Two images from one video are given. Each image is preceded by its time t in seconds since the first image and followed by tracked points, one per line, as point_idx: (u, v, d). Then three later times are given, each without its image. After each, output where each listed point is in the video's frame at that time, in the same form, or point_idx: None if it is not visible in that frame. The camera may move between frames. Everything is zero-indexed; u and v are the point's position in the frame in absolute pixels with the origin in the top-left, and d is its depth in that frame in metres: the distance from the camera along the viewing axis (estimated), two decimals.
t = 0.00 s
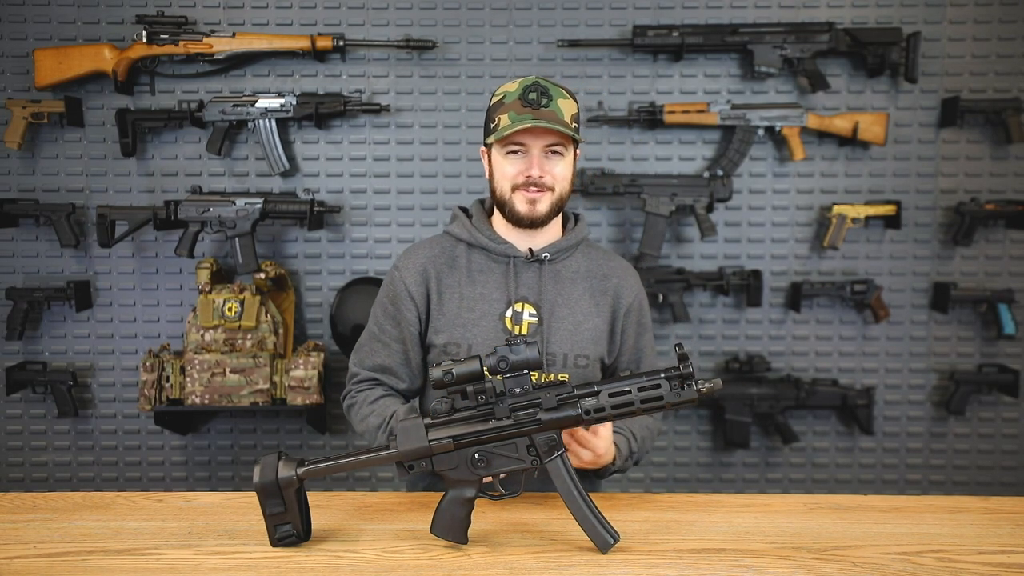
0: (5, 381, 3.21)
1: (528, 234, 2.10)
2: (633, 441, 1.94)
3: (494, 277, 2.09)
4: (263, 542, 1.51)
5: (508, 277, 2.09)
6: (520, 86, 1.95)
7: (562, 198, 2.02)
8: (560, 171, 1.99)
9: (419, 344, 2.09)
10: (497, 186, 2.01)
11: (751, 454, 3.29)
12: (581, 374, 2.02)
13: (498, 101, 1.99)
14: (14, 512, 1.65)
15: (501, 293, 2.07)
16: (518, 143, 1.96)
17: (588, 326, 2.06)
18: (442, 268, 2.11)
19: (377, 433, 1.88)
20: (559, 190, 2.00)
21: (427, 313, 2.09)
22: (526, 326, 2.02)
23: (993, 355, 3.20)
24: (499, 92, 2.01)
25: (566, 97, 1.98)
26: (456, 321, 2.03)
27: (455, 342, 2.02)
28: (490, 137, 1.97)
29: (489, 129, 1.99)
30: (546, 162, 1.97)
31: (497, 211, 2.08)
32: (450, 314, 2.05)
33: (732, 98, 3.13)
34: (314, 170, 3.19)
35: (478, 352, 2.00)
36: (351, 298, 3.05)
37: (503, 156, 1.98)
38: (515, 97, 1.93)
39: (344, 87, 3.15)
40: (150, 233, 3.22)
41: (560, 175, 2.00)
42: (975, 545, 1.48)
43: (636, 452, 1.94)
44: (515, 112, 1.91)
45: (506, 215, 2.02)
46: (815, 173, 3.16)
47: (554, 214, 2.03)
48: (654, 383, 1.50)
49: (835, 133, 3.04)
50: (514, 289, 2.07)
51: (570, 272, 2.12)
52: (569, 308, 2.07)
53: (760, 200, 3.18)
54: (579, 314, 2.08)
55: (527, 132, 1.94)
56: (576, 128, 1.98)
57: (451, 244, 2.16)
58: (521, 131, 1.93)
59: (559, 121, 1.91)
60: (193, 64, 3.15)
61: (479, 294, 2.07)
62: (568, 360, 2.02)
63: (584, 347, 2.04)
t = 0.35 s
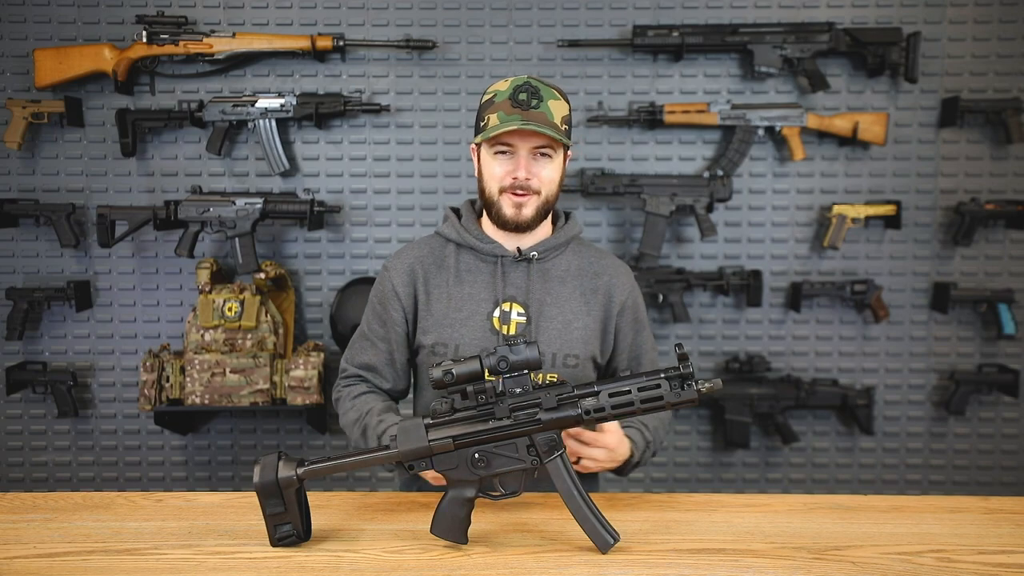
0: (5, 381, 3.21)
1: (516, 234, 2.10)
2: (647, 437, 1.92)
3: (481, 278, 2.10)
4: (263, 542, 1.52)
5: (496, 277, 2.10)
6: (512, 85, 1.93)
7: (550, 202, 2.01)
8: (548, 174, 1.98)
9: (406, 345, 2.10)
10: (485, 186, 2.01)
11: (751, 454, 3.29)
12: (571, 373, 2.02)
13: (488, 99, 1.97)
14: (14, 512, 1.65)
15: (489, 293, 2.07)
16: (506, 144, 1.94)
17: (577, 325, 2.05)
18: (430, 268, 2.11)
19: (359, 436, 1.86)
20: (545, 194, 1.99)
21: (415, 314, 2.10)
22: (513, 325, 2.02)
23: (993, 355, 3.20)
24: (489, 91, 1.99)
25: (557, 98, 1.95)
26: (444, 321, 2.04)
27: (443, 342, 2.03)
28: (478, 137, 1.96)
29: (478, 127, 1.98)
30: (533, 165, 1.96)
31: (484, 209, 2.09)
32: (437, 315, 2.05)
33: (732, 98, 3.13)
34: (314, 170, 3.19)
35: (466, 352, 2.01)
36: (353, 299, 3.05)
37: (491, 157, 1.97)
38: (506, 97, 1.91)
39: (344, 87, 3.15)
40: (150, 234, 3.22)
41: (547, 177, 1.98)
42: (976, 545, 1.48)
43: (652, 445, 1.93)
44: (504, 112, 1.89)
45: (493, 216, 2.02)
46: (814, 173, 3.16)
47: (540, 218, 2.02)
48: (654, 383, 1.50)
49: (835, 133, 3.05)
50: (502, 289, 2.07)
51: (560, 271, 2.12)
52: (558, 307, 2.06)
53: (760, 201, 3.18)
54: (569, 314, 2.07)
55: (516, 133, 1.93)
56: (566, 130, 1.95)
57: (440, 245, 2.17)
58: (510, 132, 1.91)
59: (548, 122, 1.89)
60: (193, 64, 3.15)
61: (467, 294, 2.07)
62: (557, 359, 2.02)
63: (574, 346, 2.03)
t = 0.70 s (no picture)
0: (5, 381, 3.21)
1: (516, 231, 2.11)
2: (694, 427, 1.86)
3: (478, 275, 2.10)
4: (263, 542, 1.51)
5: (492, 275, 2.10)
6: (534, 83, 1.92)
7: (557, 202, 2.03)
8: (559, 173, 2.00)
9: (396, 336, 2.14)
10: (496, 178, 2.00)
11: (751, 454, 3.29)
12: (567, 371, 2.01)
13: (508, 94, 1.95)
14: (14, 512, 1.65)
15: (485, 290, 2.07)
16: (522, 139, 1.94)
17: (575, 323, 2.05)
18: (428, 264, 2.13)
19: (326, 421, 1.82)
20: (555, 192, 2.00)
21: (411, 308, 2.13)
22: (510, 323, 2.01)
23: (993, 355, 3.20)
24: (511, 85, 1.98)
25: (577, 102, 1.95)
26: (440, 317, 2.05)
27: (439, 339, 2.03)
28: (495, 128, 1.94)
29: (494, 120, 1.97)
30: (546, 162, 1.97)
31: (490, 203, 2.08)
32: (434, 311, 2.06)
33: (732, 98, 3.13)
34: (314, 170, 3.19)
35: (462, 350, 2.01)
36: (353, 299, 3.05)
37: (506, 150, 1.97)
38: (528, 94, 1.91)
39: (344, 87, 3.15)
40: (150, 233, 3.22)
41: (558, 177, 2.00)
42: (976, 545, 1.48)
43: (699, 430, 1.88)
44: (525, 109, 1.89)
45: (499, 210, 2.02)
46: (814, 173, 3.16)
47: (546, 216, 2.03)
48: (654, 383, 1.50)
49: (835, 133, 3.05)
50: (498, 287, 2.07)
51: (559, 268, 2.12)
52: (556, 305, 2.06)
53: (760, 200, 3.18)
54: (568, 311, 2.07)
55: (534, 129, 1.93)
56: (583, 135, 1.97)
57: (441, 241, 2.19)
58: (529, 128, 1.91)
59: (568, 124, 1.89)
60: (193, 64, 3.15)
61: (463, 291, 2.08)
62: (552, 357, 2.02)
63: (571, 344, 2.03)
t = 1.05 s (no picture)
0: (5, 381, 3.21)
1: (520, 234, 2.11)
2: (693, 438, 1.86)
3: (482, 277, 2.10)
4: (263, 542, 1.51)
5: (495, 276, 2.10)
6: (520, 82, 1.93)
7: (556, 201, 2.01)
8: (553, 171, 1.98)
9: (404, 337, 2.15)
10: (491, 183, 2.01)
11: (751, 454, 3.28)
12: (569, 374, 2.01)
13: (496, 97, 1.97)
14: (14, 512, 1.65)
15: (488, 291, 2.07)
16: (512, 140, 1.95)
17: (579, 326, 2.05)
18: (433, 265, 2.14)
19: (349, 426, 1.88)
20: (552, 191, 1.99)
21: (416, 309, 2.13)
22: (513, 325, 2.01)
23: (993, 355, 3.20)
24: (498, 88, 2.00)
25: (565, 96, 1.96)
26: (445, 318, 2.05)
27: (442, 340, 2.04)
28: (485, 133, 1.96)
29: (485, 124, 1.99)
30: (539, 160, 1.96)
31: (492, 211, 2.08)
32: (438, 312, 2.07)
33: (732, 98, 3.13)
34: (314, 170, 3.19)
35: (464, 351, 2.02)
36: (352, 298, 3.05)
37: (497, 153, 1.97)
38: (513, 94, 1.92)
39: (344, 87, 3.15)
40: (150, 233, 3.22)
41: (554, 176, 1.99)
42: (976, 545, 1.48)
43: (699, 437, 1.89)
44: (511, 108, 1.89)
45: (498, 214, 2.02)
46: (815, 173, 3.16)
47: (547, 217, 2.01)
48: (654, 383, 1.50)
49: (835, 133, 3.05)
50: (502, 289, 2.07)
51: (563, 271, 2.12)
52: (559, 308, 2.06)
53: (760, 200, 3.18)
54: (571, 314, 2.07)
55: (523, 129, 1.93)
56: (573, 128, 1.96)
57: (446, 241, 2.20)
58: (517, 127, 1.91)
59: (556, 119, 1.90)
60: (193, 64, 3.15)
61: (468, 292, 2.08)
62: (555, 359, 2.01)
63: (574, 347, 2.03)
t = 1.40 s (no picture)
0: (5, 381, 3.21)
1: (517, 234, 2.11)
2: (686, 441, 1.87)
3: (480, 277, 2.10)
4: (263, 542, 1.51)
5: (493, 277, 2.10)
6: (513, 82, 1.93)
7: (553, 199, 2.00)
8: (550, 169, 1.98)
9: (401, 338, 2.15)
10: (488, 184, 2.01)
11: (751, 454, 3.28)
12: (567, 375, 2.01)
13: (490, 97, 1.97)
14: (14, 512, 1.65)
15: (486, 292, 2.08)
16: (507, 140, 1.95)
17: (576, 327, 2.05)
18: (430, 265, 2.14)
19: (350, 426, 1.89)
20: (549, 190, 1.98)
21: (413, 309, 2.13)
22: (511, 326, 2.01)
23: (993, 355, 3.20)
24: (492, 89, 1.99)
25: (559, 94, 1.94)
26: (442, 319, 2.05)
27: (440, 340, 2.04)
28: (480, 134, 1.96)
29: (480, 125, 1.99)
30: (535, 159, 1.96)
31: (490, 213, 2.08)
32: (436, 312, 2.07)
33: (732, 98, 3.13)
34: (314, 170, 3.19)
35: (461, 351, 2.02)
36: (352, 298, 3.05)
37: (493, 153, 1.98)
38: (507, 94, 1.91)
39: (344, 87, 3.15)
40: (150, 233, 3.22)
41: (551, 175, 1.98)
42: (976, 545, 1.48)
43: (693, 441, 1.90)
44: (505, 108, 1.89)
45: (496, 215, 2.02)
46: (814, 174, 3.17)
47: (544, 216, 2.01)
48: (653, 383, 1.50)
49: (835, 133, 3.05)
50: (500, 290, 2.07)
51: (561, 272, 2.12)
52: (557, 308, 2.06)
53: (760, 200, 3.18)
54: (569, 315, 2.07)
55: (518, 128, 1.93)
56: (569, 126, 1.95)
57: (443, 242, 2.20)
58: (512, 126, 1.91)
59: (550, 117, 1.88)
60: (193, 64, 3.15)
61: (465, 293, 2.08)
62: (552, 360, 2.01)
63: (572, 348, 2.03)
